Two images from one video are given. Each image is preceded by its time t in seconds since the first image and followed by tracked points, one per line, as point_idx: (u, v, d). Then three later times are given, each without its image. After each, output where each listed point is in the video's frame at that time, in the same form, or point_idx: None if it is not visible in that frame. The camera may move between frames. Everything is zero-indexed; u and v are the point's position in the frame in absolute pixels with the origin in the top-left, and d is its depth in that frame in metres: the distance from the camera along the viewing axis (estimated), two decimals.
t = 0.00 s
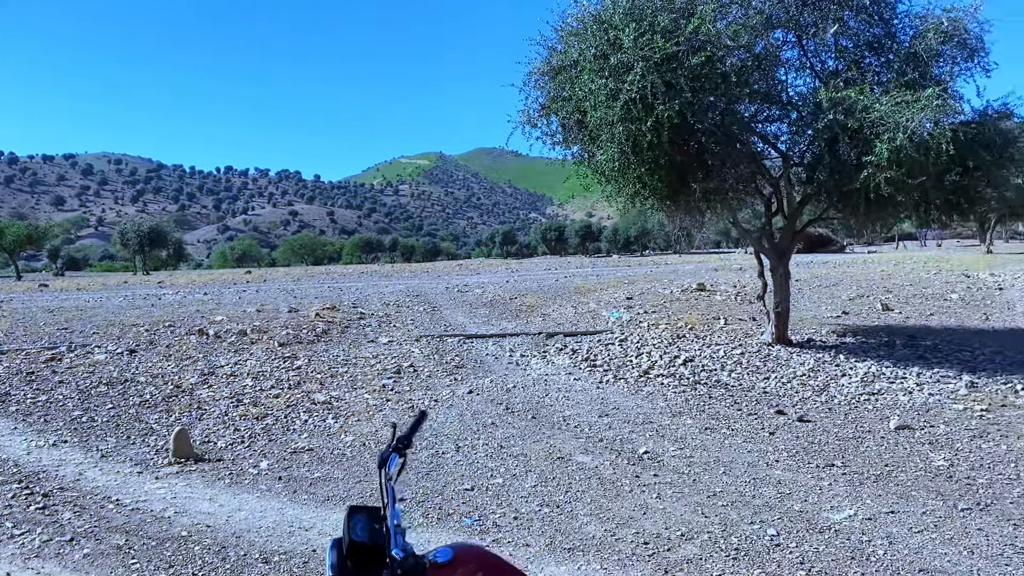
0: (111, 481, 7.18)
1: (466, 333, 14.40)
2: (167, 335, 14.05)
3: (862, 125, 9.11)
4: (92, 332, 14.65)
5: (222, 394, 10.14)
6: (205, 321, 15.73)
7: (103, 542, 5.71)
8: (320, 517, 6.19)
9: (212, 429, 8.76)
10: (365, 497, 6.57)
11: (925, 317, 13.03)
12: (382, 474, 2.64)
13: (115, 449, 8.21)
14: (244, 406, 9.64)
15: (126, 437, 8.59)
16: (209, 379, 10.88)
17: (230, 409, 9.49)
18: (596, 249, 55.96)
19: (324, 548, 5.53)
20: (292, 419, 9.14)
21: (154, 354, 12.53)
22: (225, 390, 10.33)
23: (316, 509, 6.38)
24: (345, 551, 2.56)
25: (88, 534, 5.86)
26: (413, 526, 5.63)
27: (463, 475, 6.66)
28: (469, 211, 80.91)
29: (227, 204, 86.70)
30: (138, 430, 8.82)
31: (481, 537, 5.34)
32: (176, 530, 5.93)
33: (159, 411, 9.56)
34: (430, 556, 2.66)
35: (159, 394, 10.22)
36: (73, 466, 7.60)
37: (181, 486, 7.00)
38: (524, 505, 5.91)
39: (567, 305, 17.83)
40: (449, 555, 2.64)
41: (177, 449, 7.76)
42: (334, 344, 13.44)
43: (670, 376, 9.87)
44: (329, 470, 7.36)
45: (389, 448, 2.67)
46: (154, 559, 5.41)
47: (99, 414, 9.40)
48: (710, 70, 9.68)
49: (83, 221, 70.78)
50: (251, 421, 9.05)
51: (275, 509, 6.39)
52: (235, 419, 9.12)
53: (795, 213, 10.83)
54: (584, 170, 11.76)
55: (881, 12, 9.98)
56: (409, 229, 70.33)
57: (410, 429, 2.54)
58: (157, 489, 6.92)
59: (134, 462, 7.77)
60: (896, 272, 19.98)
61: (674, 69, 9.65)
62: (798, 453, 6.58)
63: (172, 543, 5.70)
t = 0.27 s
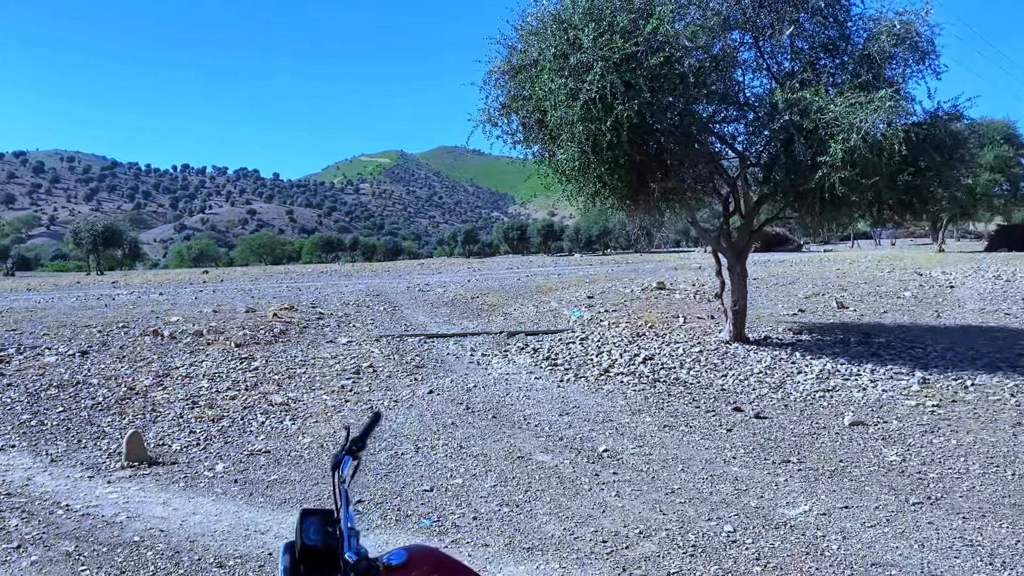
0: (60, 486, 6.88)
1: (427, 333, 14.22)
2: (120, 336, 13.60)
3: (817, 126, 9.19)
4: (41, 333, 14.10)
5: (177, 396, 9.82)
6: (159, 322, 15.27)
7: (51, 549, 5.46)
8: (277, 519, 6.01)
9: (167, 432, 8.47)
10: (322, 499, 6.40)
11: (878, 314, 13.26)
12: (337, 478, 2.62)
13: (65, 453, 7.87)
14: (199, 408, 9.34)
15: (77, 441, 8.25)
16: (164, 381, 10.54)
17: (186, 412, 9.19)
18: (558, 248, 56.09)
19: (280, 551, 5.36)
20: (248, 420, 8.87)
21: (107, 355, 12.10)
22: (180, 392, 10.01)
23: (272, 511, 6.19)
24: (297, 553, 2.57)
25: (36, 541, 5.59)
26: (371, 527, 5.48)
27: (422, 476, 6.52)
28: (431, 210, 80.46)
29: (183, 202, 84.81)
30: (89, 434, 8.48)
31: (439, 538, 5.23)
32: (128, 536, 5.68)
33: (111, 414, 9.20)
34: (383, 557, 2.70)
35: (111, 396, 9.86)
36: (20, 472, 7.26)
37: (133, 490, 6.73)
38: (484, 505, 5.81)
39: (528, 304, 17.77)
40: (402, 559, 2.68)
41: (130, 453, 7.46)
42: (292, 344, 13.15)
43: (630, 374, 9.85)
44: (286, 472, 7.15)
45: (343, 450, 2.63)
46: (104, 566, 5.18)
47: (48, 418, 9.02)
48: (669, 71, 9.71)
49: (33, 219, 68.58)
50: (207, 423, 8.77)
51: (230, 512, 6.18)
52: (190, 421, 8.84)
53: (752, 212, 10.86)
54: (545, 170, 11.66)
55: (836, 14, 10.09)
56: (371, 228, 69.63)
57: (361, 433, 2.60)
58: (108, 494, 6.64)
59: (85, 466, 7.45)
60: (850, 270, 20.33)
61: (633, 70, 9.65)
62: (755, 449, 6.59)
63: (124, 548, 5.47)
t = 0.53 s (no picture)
0: (4, 493, 6.57)
1: (385, 334, 14.02)
2: (68, 339, 13.11)
3: (771, 128, 9.27)
4: None
5: (129, 400, 9.48)
6: (110, 324, 14.78)
7: None
8: (232, 524, 5.82)
9: (117, 436, 8.16)
10: (276, 503, 6.22)
11: (831, 313, 13.49)
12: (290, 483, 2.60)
13: (11, 459, 7.53)
14: (152, 412, 9.03)
15: (23, 446, 7.90)
16: (116, 385, 10.18)
17: (138, 416, 8.88)
18: (518, 248, 56.12)
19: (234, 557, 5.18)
20: (203, 424, 8.60)
21: (55, 359, 11.64)
22: (132, 396, 9.67)
23: (227, 516, 5.99)
24: (249, 562, 2.46)
25: None
26: (326, 532, 5.33)
27: (379, 479, 6.38)
28: (390, 210, 79.80)
29: (136, 201, 82.67)
30: (37, 439, 8.13)
31: (396, 542, 5.11)
32: (75, 544, 5.44)
33: (59, 419, 8.84)
34: (336, 564, 2.60)
35: (59, 401, 9.47)
36: None
37: (83, 497, 6.46)
38: (442, 507, 5.70)
39: (488, 304, 17.68)
40: (355, 564, 2.58)
41: (78, 459, 7.16)
42: (248, 346, 12.84)
43: (588, 374, 9.83)
44: (240, 476, 6.93)
45: (296, 456, 2.62)
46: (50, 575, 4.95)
47: None
48: (626, 72, 9.72)
49: None
50: (160, 427, 8.48)
51: (183, 518, 5.97)
52: (142, 425, 8.54)
53: (708, 213, 10.93)
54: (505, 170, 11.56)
55: (789, 17, 10.23)
56: (329, 228, 68.75)
57: (316, 435, 2.58)
58: (55, 501, 6.36)
59: (31, 472, 7.14)
60: (804, 270, 20.68)
61: (591, 71, 9.64)
62: (710, 448, 6.61)
63: (71, 556, 5.23)
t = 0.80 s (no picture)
0: None
1: (343, 335, 13.82)
2: (13, 341, 12.61)
3: (726, 131, 9.40)
4: None
5: (77, 404, 9.15)
6: (57, 326, 14.27)
7: None
8: (186, 531, 5.65)
9: (66, 441, 7.87)
10: (231, 508, 6.06)
11: (784, 313, 13.75)
12: (245, 490, 2.60)
13: None
14: (102, 416, 8.73)
15: None
16: (64, 389, 9.82)
17: (87, 420, 8.57)
18: (476, 248, 56.05)
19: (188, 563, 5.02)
20: (156, 428, 8.34)
21: None
22: (80, 400, 9.34)
23: (181, 522, 5.82)
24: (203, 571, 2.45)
25: None
26: (282, 537, 5.21)
27: (337, 482, 6.26)
28: (346, 210, 78.94)
29: (84, 200, 80.25)
30: None
31: (354, 546, 5.02)
32: (21, 553, 5.22)
33: (3, 425, 8.48)
34: (295, 571, 2.54)
35: (3, 406, 9.09)
36: None
37: (28, 505, 6.20)
38: (400, 510, 5.61)
39: (446, 305, 17.59)
40: (313, 569, 2.52)
41: (24, 465, 6.89)
42: (202, 348, 12.53)
43: (547, 374, 9.83)
44: (195, 481, 6.74)
45: (251, 462, 2.63)
46: None
47: None
48: (584, 74, 9.74)
49: None
50: (110, 432, 8.20)
51: (135, 525, 5.77)
52: (92, 430, 8.25)
53: (665, 215, 11.02)
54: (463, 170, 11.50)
55: (744, 22, 10.37)
56: (284, 228, 67.69)
57: (273, 439, 2.61)
58: None
59: None
60: (758, 271, 21.03)
61: (549, 72, 9.65)
62: (668, 447, 6.65)
63: (16, 566, 5.01)
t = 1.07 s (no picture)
0: None
1: (297, 338, 13.58)
2: None
3: (680, 135, 9.49)
4: None
5: (21, 411, 8.79)
6: None
7: None
8: (136, 539, 5.46)
9: (9, 449, 7.55)
10: (183, 515, 5.86)
11: (737, 315, 13.98)
12: (200, 497, 2.61)
13: None
14: (47, 423, 8.39)
15: None
16: (7, 394, 9.42)
17: (32, 427, 8.23)
18: (433, 250, 55.81)
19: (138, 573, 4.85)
20: (104, 434, 8.06)
21: None
22: (24, 406, 8.97)
23: (131, 531, 5.62)
24: None
25: None
26: (236, 544, 5.08)
27: (292, 488, 6.12)
28: (301, 211, 77.83)
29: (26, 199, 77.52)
30: None
31: (310, 552, 4.91)
32: None
33: None
34: None
35: None
36: None
37: None
38: (357, 515, 5.51)
39: (403, 307, 17.45)
40: None
41: None
42: (152, 352, 12.16)
43: (504, 377, 9.80)
44: (146, 487, 6.52)
45: (206, 470, 2.65)
46: None
47: None
48: (541, 77, 9.75)
49: None
50: (56, 439, 7.89)
51: (82, 534, 5.56)
52: (36, 437, 7.92)
53: (621, 218, 11.09)
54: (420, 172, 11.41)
55: (698, 27, 10.51)
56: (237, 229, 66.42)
57: (228, 447, 2.70)
58: None
59: None
60: (711, 273, 21.35)
61: (506, 75, 9.63)
62: (624, 448, 6.68)
63: None
